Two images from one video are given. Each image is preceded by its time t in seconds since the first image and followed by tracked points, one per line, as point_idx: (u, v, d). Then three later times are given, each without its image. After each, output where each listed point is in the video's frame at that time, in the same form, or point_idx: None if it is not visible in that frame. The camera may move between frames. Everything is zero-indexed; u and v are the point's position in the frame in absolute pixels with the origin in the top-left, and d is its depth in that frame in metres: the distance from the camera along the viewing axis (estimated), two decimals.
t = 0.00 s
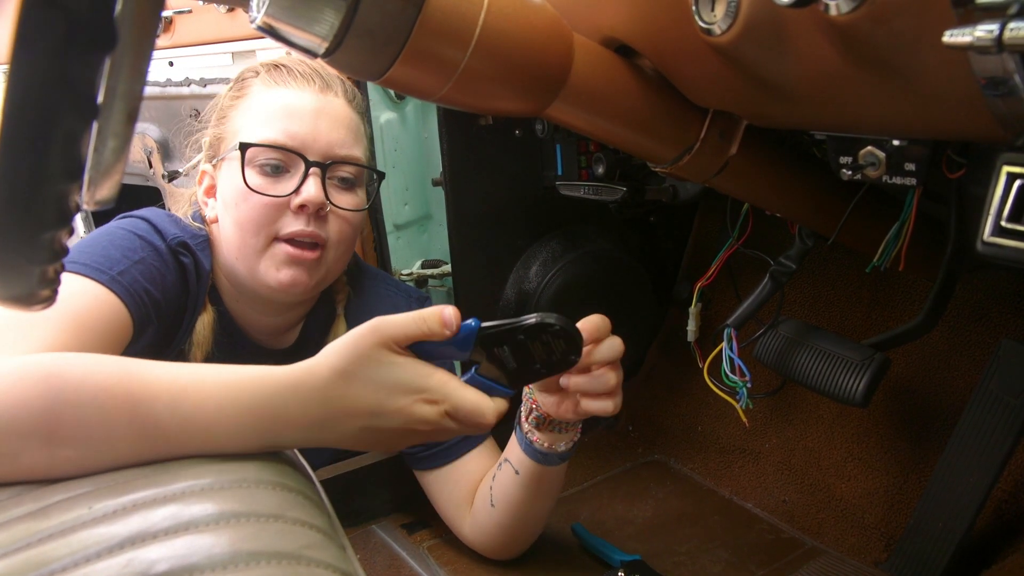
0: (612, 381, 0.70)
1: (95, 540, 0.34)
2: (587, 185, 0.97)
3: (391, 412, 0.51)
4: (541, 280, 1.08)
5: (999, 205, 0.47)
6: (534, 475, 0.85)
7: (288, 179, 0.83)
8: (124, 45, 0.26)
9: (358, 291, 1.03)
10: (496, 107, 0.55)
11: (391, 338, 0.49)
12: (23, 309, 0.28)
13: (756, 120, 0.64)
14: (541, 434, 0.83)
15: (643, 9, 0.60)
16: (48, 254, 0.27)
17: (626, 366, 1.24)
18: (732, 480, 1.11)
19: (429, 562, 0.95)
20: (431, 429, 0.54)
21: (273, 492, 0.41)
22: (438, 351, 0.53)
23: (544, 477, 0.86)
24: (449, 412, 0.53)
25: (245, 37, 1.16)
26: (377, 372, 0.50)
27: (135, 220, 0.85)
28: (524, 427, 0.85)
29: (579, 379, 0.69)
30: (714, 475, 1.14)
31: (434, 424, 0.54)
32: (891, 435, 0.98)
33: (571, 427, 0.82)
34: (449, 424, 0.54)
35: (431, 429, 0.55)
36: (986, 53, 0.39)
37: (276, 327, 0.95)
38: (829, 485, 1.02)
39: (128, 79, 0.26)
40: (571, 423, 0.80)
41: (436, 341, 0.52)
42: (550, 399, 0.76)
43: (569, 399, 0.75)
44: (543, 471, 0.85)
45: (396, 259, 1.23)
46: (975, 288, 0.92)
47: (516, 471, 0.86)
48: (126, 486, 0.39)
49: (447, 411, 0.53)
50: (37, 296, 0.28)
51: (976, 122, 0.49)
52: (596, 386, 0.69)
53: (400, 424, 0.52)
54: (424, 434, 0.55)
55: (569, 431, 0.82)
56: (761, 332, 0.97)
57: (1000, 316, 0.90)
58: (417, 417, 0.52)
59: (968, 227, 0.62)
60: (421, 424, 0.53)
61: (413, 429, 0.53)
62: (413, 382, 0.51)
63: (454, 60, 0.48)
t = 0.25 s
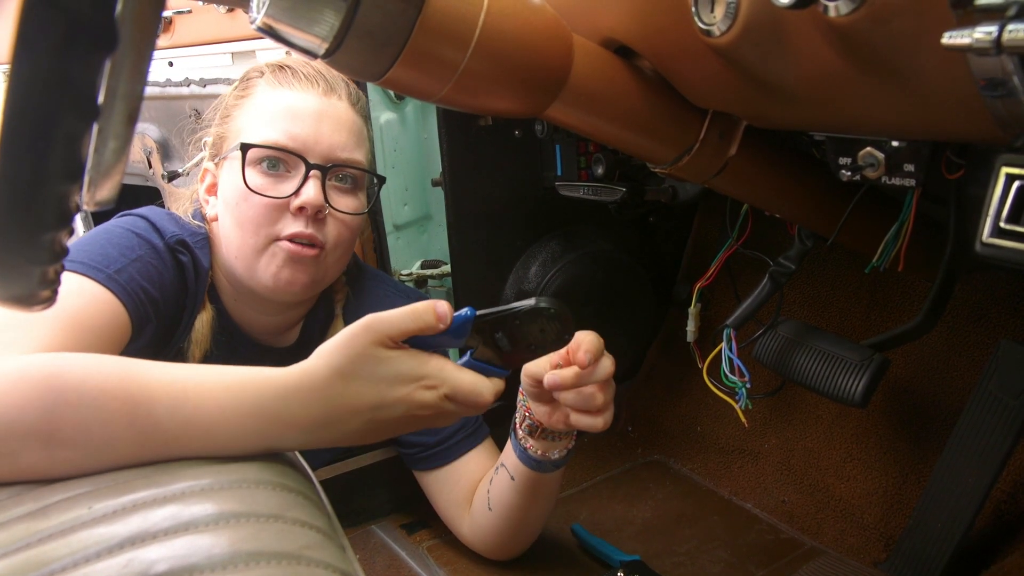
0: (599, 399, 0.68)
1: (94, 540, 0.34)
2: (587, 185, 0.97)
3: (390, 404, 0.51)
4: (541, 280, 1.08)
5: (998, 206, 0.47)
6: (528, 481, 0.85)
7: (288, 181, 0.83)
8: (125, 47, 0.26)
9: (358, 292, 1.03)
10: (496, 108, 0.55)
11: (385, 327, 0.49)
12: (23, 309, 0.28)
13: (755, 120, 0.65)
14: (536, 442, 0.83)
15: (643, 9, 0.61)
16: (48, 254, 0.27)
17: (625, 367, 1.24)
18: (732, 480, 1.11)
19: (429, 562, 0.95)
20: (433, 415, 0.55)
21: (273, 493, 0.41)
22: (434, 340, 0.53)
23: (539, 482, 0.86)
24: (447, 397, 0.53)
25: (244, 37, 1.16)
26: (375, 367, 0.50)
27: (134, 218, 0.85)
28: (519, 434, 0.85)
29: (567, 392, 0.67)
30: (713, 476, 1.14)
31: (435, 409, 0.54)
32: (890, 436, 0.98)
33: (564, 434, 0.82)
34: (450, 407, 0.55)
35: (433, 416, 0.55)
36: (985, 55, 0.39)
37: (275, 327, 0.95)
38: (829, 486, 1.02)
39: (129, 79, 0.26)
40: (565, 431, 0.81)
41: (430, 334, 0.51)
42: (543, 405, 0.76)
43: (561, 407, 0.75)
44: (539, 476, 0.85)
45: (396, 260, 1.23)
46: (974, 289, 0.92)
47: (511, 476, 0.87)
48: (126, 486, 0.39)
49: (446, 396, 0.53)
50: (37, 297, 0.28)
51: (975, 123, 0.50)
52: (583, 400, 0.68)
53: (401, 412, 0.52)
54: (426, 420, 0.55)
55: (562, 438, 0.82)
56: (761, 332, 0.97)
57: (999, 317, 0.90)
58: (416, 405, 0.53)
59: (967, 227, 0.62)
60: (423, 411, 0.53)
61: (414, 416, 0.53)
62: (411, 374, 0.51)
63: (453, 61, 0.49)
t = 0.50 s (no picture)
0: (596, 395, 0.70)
1: (94, 540, 0.34)
2: (587, 186, 0.97)
3: (386, 404, 0.50)
4: (540, 281, 1.09)
5: (996, 206, 0.47)
6: (526, 481, 0.85)
7: (286, 183, 0.83)
8: (124, 48, 0.25)
9: (357, 293, 1.03)
10: (495, 108, 0.55)
11: (390, 335, 0.51)
12: (24, 310, 0.28)
13: (754, 121, 0.65)
14: (535, 442, 0.83)
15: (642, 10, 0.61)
16: (49, 254, 0.27)
17: (625, 367, 1.24)
18: (731, 480, 1.11)
19: (429, 562, 0.95)
20: (429, 431, 0.53)
21: (272, 493, 0.41)
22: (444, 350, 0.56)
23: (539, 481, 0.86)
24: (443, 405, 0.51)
25: (244, 37, 1.16)
26: (373, 362, 0.50)
27: (132, 224, 0.84)
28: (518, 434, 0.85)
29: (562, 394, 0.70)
30: (713, 476, 1.14)
31: (430, 422, 0.52)
32: (890, 435, 0.98)
33: (562, 434, 0.82)
34: (445, 421, 0.53)
35: (429, 434, 0.53)
36: (983, 54, 0.39)
37: (275, 329, 0.95)
38: (828, 485, 1.02)
39: (129, 79, 0.25)
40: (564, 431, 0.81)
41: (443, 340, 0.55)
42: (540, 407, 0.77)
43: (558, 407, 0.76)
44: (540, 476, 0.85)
45: (396, 260, 1.23)
46: (974, 288, 0.92)
47: (510, 477, 0.86)
48: (126, 486, 0.39)
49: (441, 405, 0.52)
50: (38, 298, 0.28)
51: (973, 123, 0.50)
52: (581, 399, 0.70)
53: (395, 420, 0.51)
54: (422, 440, 0.53)
55: (560, 438, 0.82)
56: (761, 332, 0.97)
57: (999, 316, 0.90)
58: (412, 410, 0.51)
59: (966, 227, 0.62)
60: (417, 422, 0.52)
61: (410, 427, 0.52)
62: (408, 374, 0.50)
63: (452, 61, 0.49)
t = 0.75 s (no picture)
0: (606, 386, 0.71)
1: (94, 540, 0.34)
2: (587, 185, 0.97)
3: (374, 399, 0.53)
4: (541, 280, 1.08)
5: (998, 204, 0.47)
6: (529, 481, 0.85)
7: (281, 189, 0.82)
8: (125, 48, 0.25)
9: (357, 293, 1.03)
10: (495, 107, 0.55)
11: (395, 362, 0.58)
12: (24, 310, 0.28)
13: (755, 119, 0.64)
14: (536, 442, 0.83)
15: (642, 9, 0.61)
16: (49, 254, 0.27)
17: (626, 366, 1.24)
18: (732, 479, 1.11)
19: (429, 562, 0.95)
20: (410, 429, 0.54)
21: (273, 492, 0.41)
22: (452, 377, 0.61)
23: (540, 479, 0.86)
24: (428, 403, 0.54)
25: (244, 37, 1.16)
26: (372, 363, 0.55)
27: (130, 228, 0.84)
28: (518, 435, 0.85)
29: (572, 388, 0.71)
30: (714, 475, 1.14)
31: (412, 420, 0.53)
32: (891, 435, 0.98)
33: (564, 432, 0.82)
34: (430, 422, 0.54)
35: (410, 436, 0.54)
36: (985, 53, 0.39)
37: (274, 331, 0.95)
38: (831, 485, 1.02)
39: (129, 79, 0.25)
40: (566, 429, 0.81)
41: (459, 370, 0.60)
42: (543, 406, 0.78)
43: (565, 403, 0.77)
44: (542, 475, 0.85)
45: (396, 260, 1.23)
46: (975, 287, 0.92)
47: (511, 477, 0.87)
48: (127, 485, 0.39)
49: (427, 405, 0.54)
50: (38, 297, 0.28)
51: (975, 122, 0.50)
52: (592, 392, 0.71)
53: (377, 415, 0.53)
54: (402, 442, 0.54)
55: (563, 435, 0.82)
56: (760, 332, 0.97)
57: (999, 315, 0.90)
58: (397, 408, 0.53)
59: (968, 226, 0.62)
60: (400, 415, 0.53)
61: (391, 424, 0.53)
62: (398, 375, 0.55)
63: (453, 61, 0.49)
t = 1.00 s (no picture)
0: (572, 421, 0.69)
1: (95, 540, 0.34)
2: (587, 185, 0.97)
3: (366, 396, 0.53)
4: (541, 280, 1.08)
5: (997, 205, 0.47)
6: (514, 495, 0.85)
7: (283, 190, 0.82)
8: (125, 48, 0.25)
9: (357, 293, 1.03)
10: (494, 108, 0.55)
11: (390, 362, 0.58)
12: (24, 310, 0.28)
13: (755, 120, 0.64)
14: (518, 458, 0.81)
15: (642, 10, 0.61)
16: (49, 255, 0.27)
17: (625, 366, 1.24)
18: (732, 480, 1.11)
19: (429, 562, 0.95)
20: (401, 424, 0.53)
21: (273, 492, 0.41)
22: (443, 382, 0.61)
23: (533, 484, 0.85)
24: (422, 395, 0.54)
25: (244, 37, 1.16)
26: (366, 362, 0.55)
27: (128, 230, 0.84)
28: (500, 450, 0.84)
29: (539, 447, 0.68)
30: (714, 475, 1.14)
31: (405, 413, 0.53)
32: (891, 435, 0.98)
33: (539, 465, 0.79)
34: (424, 414, 0.54)
35: (402, 431, 0.53)
36: (983, 53, 0.39)
37: (275, 330, 0.95)
38: (831, 486, 1.02)
39: (128, 79, 0.25)
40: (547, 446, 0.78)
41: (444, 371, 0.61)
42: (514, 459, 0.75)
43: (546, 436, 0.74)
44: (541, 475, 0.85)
45: (396, 260, 1.23)
46: (975, 287, 0.92)
47: (495, 492, 0.86)
48: (127, 485, 0.39)
49: (421, 399, 0.54)
50: (38, 298, 0.28)
51: (974, 122, 0.50)
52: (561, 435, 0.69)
53: (369, 411, 0.52)
54: (395, 437, 0.53)
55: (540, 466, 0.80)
56: (760, 332, 0.97)
57: (999, 315, 0.90)
58: (389, 403, 0.53)
59: (967, 226, 0.62)
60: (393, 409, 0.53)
61: (383, 419, 0.52)
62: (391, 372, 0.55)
63: (452, 61, 0.49)
